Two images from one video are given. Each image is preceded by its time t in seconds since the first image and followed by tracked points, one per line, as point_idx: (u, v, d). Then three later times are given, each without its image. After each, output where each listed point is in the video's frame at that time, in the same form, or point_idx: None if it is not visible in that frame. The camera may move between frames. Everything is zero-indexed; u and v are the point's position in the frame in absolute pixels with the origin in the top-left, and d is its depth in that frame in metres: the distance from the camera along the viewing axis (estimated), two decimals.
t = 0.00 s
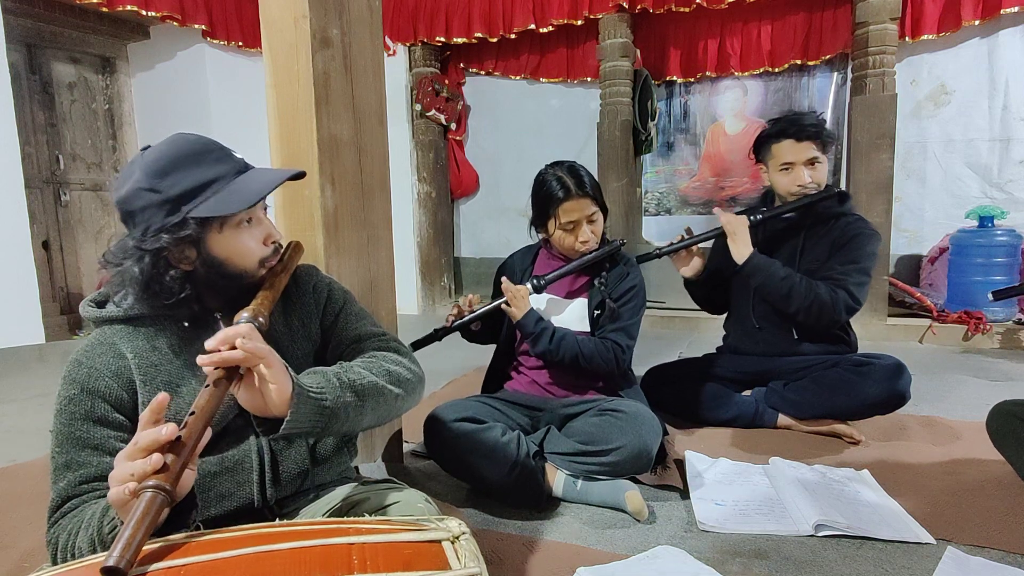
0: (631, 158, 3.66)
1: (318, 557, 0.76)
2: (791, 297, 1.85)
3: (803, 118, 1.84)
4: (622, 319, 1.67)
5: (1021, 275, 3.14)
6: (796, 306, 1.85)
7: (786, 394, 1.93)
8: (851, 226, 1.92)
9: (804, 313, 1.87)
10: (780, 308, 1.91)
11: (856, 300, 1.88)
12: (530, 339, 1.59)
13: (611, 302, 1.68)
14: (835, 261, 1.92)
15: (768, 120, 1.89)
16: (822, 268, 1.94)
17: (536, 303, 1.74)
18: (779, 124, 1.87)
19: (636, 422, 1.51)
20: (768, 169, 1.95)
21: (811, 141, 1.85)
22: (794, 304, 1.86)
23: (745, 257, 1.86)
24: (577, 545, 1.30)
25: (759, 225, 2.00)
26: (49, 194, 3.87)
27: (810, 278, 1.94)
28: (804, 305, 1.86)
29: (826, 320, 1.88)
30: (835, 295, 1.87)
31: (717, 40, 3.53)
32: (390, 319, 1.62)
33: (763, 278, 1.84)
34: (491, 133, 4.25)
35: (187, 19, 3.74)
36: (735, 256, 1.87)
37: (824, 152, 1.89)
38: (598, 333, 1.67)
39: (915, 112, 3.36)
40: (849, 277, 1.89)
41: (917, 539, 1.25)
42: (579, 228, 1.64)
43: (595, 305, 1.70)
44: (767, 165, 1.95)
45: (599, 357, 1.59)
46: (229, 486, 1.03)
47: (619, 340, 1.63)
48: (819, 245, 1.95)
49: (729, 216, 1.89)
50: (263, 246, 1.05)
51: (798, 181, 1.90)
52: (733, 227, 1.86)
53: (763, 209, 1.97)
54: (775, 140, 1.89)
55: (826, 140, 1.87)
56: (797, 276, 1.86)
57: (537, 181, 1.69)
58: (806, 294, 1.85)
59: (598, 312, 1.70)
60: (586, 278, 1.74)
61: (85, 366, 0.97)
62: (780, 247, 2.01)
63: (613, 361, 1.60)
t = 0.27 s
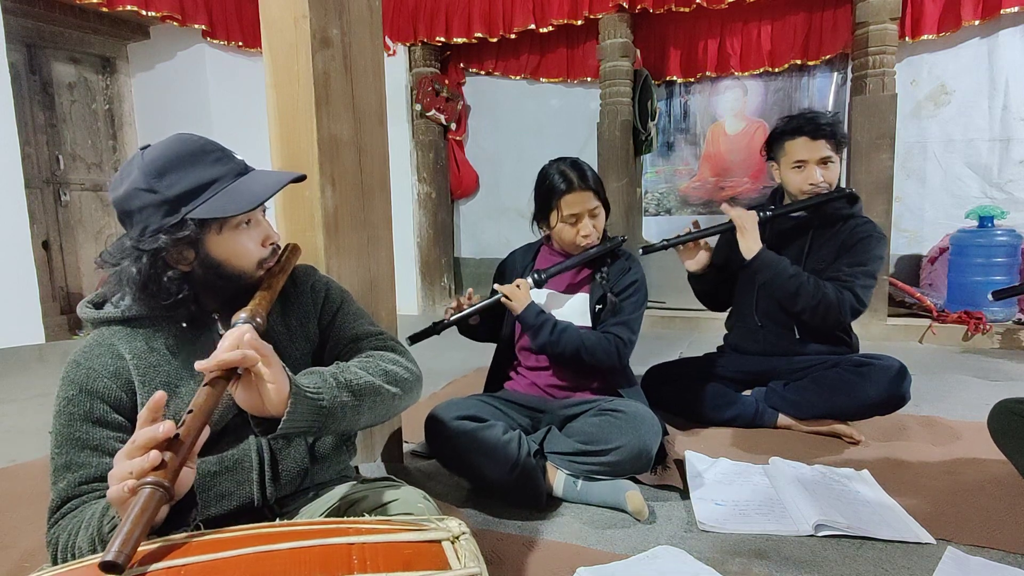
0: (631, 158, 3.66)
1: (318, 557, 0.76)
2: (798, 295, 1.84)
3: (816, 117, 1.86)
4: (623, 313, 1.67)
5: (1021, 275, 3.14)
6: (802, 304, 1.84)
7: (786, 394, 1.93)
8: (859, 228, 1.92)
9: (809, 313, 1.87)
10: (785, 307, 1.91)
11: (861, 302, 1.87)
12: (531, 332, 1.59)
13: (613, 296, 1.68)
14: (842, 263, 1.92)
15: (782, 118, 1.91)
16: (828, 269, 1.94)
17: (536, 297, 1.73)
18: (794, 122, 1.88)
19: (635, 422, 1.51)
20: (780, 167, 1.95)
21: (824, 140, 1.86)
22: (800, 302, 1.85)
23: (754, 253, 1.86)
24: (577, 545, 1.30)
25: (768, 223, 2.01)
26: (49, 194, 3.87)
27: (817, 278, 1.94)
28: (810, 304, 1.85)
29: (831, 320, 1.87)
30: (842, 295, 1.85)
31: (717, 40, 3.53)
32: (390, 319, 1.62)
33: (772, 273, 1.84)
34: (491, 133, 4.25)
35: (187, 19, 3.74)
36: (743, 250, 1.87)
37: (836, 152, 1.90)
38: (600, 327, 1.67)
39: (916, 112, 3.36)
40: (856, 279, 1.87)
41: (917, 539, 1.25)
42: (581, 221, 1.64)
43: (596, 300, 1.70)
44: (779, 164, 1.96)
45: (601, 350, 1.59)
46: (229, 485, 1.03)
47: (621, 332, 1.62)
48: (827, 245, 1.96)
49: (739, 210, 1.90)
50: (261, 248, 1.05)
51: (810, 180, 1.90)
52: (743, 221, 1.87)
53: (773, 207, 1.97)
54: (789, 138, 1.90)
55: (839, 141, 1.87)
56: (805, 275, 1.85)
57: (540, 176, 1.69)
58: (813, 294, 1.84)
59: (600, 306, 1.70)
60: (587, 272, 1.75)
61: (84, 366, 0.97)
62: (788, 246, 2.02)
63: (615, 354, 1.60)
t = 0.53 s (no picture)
0: (631, 158, 3.66)
1: (318, 557, 0.76)
2: (808, 295, 1.84)
3: (824, 118, 1.86)
4: (627, 314, 1.67)
5: (1021, 275, 3.14)
6: (812, 304, 1.85)
7: (786, 394, 1.93)
8: (865, 228, 1.93)
9: (820, 312, 1.87)
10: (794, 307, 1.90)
11: (871, 300, 1.87)
12: (538, 337, 1.58)
13: (617, 298, 1.68)
14: (849, 263, 1.91)
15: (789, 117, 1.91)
16: (836, 269, 1.94)
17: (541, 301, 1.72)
18: (801, 122, 1.88)
19: (636, 422, 1.51)
20: (787, 167, 1.95)
21: (831, 140, 1.86)
22: (811, 302, 1.85)
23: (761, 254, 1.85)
24: (577, 545, 1.30)
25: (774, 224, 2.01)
26: (49, 194, 3.87)
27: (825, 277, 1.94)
28: (821, 303, 1.85)
29: (842, 319, 1.88)
30: (853, 294, 1.85)
31: (717, 40, 3.53)
32: (390, 319, 1.62)
33: (780, 274, 1.84)
34: (491, 133, 4.25)
35: (187, 19, 3.74)
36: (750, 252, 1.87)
37: (843, 152, 1.89)
38: (605, 329, 1.68)
39: (916, 112, 3.36)
40: (864, 278, 1.87)
41: (917, 539, 1.25)
42: (584, 226, 1.64)
43: (600, 302, 1.70)
44: (786, 164, 1.96)
45: (609, 352, 1.60)
46: (228, 485, 1.03)
47: (627, 334, 1.63)
48: (833, 246, 1.96)
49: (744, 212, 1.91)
50: (260, 247, 1.05)
51: (818, 180, 1.90)
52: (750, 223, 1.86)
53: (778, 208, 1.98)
54: (795, 138, 1.89)
55: (846, 141, 1.87)
56: (815, 275, 1.85)
57: (540, 180, 1.69)
58: (824, 293, 1.84)
59: (604, 308, 1.71)
60: (590, 275, 1.75)
61: (85, 366, 0.97)
62: (795, 247, 2.03)
63: (623, 355, 1.61)
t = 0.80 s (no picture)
0: (631, 158, 3.66)
1: (318, 557, 0.76)
2: (813, 291, 1.83)
3: (826, 117, 1.86)
4: (627, 311, 1.67)
5: (1021, 275, 3.14)
6: (818, 301, 1.84)
7: (786, 394, 1.93)
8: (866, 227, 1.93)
9: (826, 308, 1.86)
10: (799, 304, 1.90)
11: (876, 296, 1.87)
12: (537, 336, 1.58)
13: (617, 295, 1.69)
14: (852, 259, 1.92)
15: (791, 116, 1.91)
16: (839, 265, 1.94)
17: (541, 301, 1.72)
18: (804, 121, 1.88)
19: (636, 423, 1.51)
20: (789, 166, 1.95)
21: (834, 139, 1.86)
22: (817, 298, 1.84)
23: (764, 251, 1.85)
24: (577, 545, 1.30)
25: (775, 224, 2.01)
26: (49, 194, 3.87)
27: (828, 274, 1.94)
28: (827, 299, 1.84)
29: (847, 316, 1.87)
30: (858, 290, 1.85)
31: (717, 40, 3.53)
32: (390, 319, 1.62)
33: (784, 272, 1.83)
34: (491, 133, 4.25)
35: (187, 19, 3.74)
36: (753, 247, 1.86)
37: (845, 151, 1.89)
38: (605, 327, 1.68)
39: (916, 112, 3.36)
40: (867, 273, 1.87)
41: (917, 539, 1.25)
42: (586, 224, 1.64)
43: (600, 300, 1.70)
44: (788, 163, 1.96)
45: (609, 350, 1.59)
46: (228, 485, 1.03)
47: (627, 331, 1.63)
48: (834, 245, 1.96)
49: (745, 212, 1.91)
50: (258, 244, 1.05)
51: (821, 179, 1.89)
52: (754, 221, 1.87)
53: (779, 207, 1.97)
54: (798, 137, 1.89)
55: (849, 140, 1.88)
56: (820, 271, 1.85)
57: (541, 178, 1.69)
58: (830, 289, 1.84)
59: (603, 306, 1.70)
60: (590, 274, 1.75)
61: (84, 366, 0.97)
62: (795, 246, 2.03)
63: (623, 353, 1.60)
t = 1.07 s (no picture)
0: (631, 157, 3.66)
1: (318, 557, 0.76)
2: (816, 292, 1.83)
3: (818, 117, 1.86)
4: (625, 313, 1.67)
5: (1021, 275, 3.14)
6: (821, 301, 1.84)
7: (786, 394, 1.93)
8: (861, 225, 1.94)
9: (829, 309, 1.86)
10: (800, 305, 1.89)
11: (877, 293, 1.87)
12: (535, 338, 1.58)
13: (614, 297, 1.69)
14: (850, 258, 1.91)
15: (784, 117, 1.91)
16: (837, 265, 1.94)
17: (539, 303, 1.72)
18: (797, 122, 1.88)
19: (636, 422, 1.51)
20: (782, 167, 1.95)
21: (827, 139, 1.86)
22: (819, 299, 1.84)
23: (764, 254, 1.83)
24: (577, 545, 1.30)
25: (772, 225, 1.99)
26: (49, 194, 3.87)
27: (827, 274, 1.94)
28: (830, 299, 1.84)
29: (850, 315, 1.87)
30: (860, 289, 1.85)
31: (717, 40, 3.53)
32: (390, 319, 1.62)
33: (786, 273, 1.82)
34: (491, 133, 4.25)
35: (187, 19, 3.74)
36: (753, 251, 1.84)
37: (838, 151, 1.90)
38: (603, 329, 1.68)
39: (915, 112, 3.35)
40: (867, 271, 1.87)
41: (917, 539, 1.25)
42: (583, 224, 1.64)
43: (598, 302, 1.70)
44: (781, 164, 1.96)
45: (606, 352, 1.59)
46: (228, 485, 1.03)
47: (625, 334, 1.63)
48: (831, 245, 1.97)
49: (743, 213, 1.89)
50: (257, 245, 1.05)
51: (815, 179, 1.90)
52: (751, 223, 1.85)
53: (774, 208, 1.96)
54: (792, 138, 1.89)
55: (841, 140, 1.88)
56: (821, 271, 1.85)
57: (538, 179, 1.69)
58: (832, 289, 1.84)
59: (601, 308, 1.71)
60: (587, 275, 1.75)
61: (84, 366, 0.97)
62: (794, 247, 2.03)
63: (621, 355, 1.60)
